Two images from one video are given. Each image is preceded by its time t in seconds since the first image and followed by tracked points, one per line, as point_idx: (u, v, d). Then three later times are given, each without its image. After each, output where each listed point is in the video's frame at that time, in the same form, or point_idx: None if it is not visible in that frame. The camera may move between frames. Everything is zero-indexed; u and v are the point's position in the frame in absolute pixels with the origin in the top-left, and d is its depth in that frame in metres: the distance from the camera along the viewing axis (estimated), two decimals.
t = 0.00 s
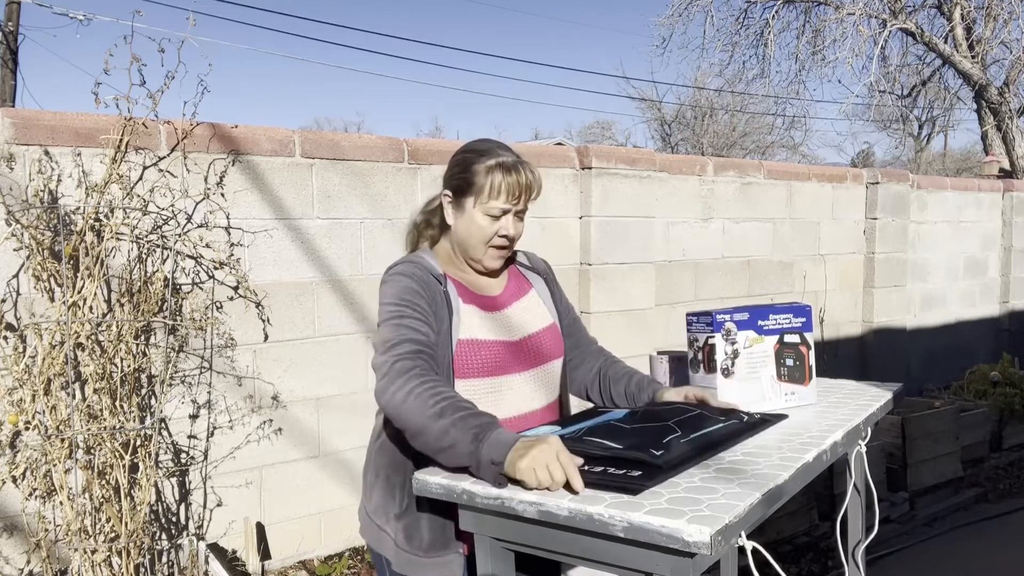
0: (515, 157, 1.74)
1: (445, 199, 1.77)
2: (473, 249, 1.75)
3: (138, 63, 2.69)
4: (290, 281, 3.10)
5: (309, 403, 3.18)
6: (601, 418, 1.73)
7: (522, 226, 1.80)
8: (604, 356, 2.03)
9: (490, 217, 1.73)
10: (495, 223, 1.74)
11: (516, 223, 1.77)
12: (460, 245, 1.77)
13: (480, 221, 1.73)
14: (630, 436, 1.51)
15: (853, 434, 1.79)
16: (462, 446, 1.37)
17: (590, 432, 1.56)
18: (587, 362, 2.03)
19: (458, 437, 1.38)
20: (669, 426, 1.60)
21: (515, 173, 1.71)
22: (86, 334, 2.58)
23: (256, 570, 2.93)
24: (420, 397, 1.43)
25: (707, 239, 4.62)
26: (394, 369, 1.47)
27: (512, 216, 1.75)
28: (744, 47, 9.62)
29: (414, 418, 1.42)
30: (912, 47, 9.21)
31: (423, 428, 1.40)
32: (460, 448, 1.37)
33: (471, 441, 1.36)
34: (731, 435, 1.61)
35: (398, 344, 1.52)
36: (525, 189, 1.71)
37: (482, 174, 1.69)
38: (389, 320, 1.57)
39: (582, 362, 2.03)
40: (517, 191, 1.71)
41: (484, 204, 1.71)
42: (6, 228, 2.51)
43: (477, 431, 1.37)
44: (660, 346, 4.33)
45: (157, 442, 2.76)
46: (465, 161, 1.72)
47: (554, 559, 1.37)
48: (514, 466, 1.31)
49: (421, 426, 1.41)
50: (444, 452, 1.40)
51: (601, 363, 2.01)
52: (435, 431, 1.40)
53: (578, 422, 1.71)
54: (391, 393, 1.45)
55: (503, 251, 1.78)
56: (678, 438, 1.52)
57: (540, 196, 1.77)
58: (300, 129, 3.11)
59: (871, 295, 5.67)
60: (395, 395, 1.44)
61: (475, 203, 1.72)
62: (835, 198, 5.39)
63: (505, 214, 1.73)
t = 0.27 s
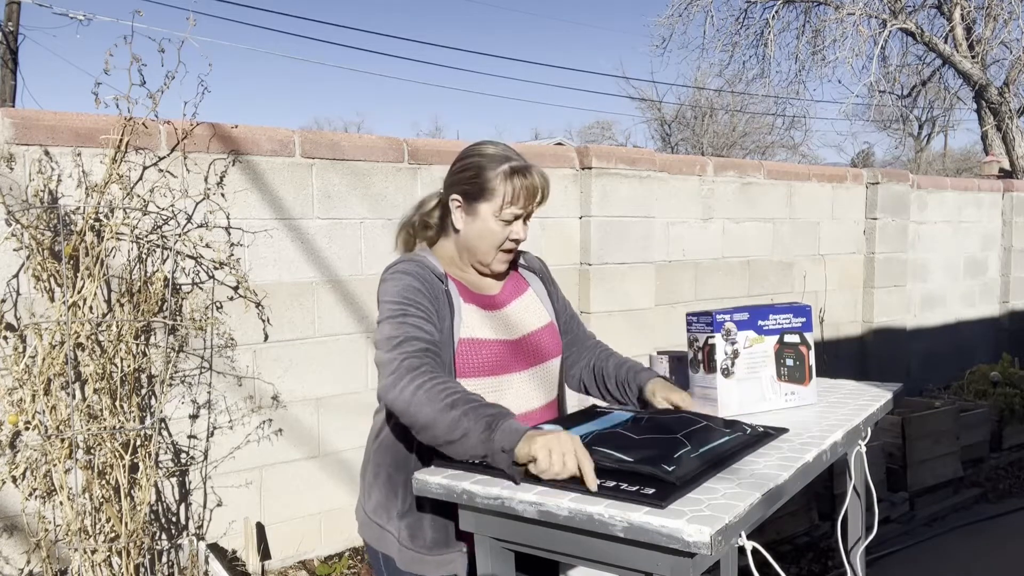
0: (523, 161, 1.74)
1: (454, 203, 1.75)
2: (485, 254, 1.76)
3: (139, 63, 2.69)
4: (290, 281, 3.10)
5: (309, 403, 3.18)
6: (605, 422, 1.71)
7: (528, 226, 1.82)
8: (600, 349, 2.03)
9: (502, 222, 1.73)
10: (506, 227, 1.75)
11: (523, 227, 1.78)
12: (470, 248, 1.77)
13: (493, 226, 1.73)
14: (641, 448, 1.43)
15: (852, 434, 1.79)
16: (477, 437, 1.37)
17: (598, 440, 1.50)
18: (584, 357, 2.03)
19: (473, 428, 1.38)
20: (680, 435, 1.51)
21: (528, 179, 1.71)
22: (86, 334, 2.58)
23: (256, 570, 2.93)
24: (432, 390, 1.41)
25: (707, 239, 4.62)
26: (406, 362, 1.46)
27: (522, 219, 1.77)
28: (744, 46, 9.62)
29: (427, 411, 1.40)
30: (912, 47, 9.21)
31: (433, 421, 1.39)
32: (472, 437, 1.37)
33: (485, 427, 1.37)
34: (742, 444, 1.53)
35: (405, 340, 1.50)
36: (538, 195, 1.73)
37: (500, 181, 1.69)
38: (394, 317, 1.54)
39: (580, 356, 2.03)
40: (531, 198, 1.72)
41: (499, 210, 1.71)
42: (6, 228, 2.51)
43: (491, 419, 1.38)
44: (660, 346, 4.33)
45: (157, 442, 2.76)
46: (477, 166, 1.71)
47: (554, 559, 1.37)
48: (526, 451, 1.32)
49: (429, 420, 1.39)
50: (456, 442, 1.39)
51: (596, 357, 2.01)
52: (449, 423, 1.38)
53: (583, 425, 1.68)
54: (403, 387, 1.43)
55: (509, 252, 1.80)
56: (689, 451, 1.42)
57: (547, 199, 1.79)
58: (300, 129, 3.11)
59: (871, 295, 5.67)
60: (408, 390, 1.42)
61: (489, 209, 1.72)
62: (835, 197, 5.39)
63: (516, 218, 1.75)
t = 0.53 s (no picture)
0: (529, 159, 1.75)
1: (462, 203, 1.74)
2: (496, 252, 1.76)
3: (139, 63, 2.69)
4: (290, 281, 3.10)
5: (309, 403, 3.18)
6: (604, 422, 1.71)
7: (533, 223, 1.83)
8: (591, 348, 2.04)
9: (512, 219, 1.74)
10: (516, 225, 1.75)
11: (530, 224, 1.79)
12: (479, 247, 1.76)
13: (503, 224, 1.73)
14: (642, 448, 1.43)
15: (852, 434, 1.79)
16: (514, 394, 1.42)
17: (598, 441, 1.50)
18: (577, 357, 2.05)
19: (506, 392, 1.42)
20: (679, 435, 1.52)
21: (536, 176, 1.72)
22: (86, 334, 2.58)
23: (256, 570, 2.93)
24: (454, 375, 1.44)
25: (707, 239, 4.62)
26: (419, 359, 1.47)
27: (529, 216, 1.77)
28: (744, 46, 9.62)
29: (453, 397, 1.42)
30: (912, 47, 9.21)
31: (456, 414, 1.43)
32: (507, 401, 1.42)
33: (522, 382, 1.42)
34: (742, 443, 1.53)
35: (412, 344, 1.51)
36: (547, 192, 1.74)
37: (510, 178, 1.69)
38: (399, 320, 1.55)
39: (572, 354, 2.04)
40: (541, 195, 1.72)
41: (509, 207, 1.72)
42: (6, 228, 2.51)
43: (518, 377, 1.42)
44: (660, 346, 4.33)
45: (157, 442, 2.76)
46: (486, 165, 1.71)
47: (553, 559, 1.37)
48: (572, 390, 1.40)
49: (455, 410, 1.42)
50: (491, 413, 1.42)
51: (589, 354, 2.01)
52: (480, 394, 1.42)
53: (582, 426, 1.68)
54: (421, 382, 1.44)
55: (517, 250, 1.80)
56: (689, 451, 1.42)
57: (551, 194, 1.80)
58: (300, 129, 3.11)
59: (871, 295, 5.67)
60: (427, 383, 1.43)
61: (499, 207, 1.72)
62: (835, 197, 5.39)
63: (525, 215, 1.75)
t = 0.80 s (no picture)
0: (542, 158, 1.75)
1: (475, 202, 1.73)
2: (509, 249, 1.74)
3: (139, 63, 2.69)
4: (289, 281, 3.10)
5: (309, 403, 3.18)
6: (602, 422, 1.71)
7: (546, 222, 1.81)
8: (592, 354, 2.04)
9: (525, 216, 1.72)
10: (530, 222, 1.73)
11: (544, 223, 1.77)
12: (493, 246, 1.75)
13: (516, 221, 1.72)
14: (642, 448, 1.43)
15: (852, 434, 1.79)
16: (647, 396, 1.52)
17: (599, 440, 1.50)
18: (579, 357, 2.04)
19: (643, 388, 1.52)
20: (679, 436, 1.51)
21: (549, 172, 1.71)
22: (86, 334, 2.58)
23: (256, 570, 2.93)
24: (594, 376, 1.51)
25: (707, 239, 4.62)
26: (549, 361, 1.50)
27: (543, 215, 1.75)
28: (744, 47, 9.62)
29: (597, 396, 1.51)
30: (912, 47, 9.21)
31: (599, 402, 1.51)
32: (646, 399, 1.52)
33: (658, 378, 1.54)
34: (742, 443, 1.52)
35: (511, 335, 1.51)
36: (559, 190, 1.72)
37: (521, 175, 1.68)
38: (483, 316, 1.53)
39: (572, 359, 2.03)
40: (554, 191, 1.70)
41: (522, 204, 1.70)
42: (6, 228, 2.51)
43: (655, 383, 1.53)
44: (660, 347, 4.33)
45: (157, 442, 2.76)
46: (498, 164, 1.71)
47: (553, 558, 1.37)
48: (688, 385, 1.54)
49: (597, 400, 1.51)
50: (626, 407, 1.53)
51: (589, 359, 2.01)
52: (625, 393, 1.51)
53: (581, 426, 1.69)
54: (565, 386, 1.50)
55: (531, 249, 1.78)
56: (689, 451, 1.42)
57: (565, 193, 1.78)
58: (300, 129, 3.11)
59: (871, 295, 5.67)
60: (567, 386, 1.50)
61: (511, 204, 1.70)
62: (835, 198, 5.39)
63: (539, 212, 1.74)
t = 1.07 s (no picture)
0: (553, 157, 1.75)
1: (486, 201, 1.74)
2: (519, 249, 1.74)
3: (138, 63, 2.69)
4: (289, 281, 3.10)
5: (309, 403, 3.18)
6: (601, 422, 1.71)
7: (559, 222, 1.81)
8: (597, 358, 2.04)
9: (536, 216, 1.72)
10: (541, 222, 1.73)
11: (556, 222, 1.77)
12: (504, 245, 1.75)
13: (527, 221, 1.72)
14: (642, 448, 1.43)
15: (852, 434, 1.79)
16: (679, 387, 1.55)
17: (598, 441, 1.50)
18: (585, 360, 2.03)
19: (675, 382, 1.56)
20: (680, 435, 1.51)
21: (559, 172, 1.71)
22: (86, 334, 2.58)
23: (256, 570, 2.93)
24: (628, 365, 1.52)
25: (707, 239, 4.62)
26: (583, 349, 1.51)
27: (554, 214, 1.75)
28: (744, 47, 9.62)
29: (631, 385, 1.52)
30: (912, 47, 9.21)
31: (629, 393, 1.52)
32: (672, 390, 1.55)
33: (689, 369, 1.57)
34: (742, 443, 1.53)
35: (541, 329, 1.52)
36: (570, 189, 1.72)
37: (532, 175, 1.68)
38: (512, 310, 1.53)
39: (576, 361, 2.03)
40: (564, 191, 1.70)
41: (532, 204, 1.70)
42: (6, 228, 2.51)
43: (686, 373, 1.57)
44: (660, 347, 4.33)
45: (157, 442, 2.76)
46: (509, 163, 1.71)
47: (554, 559, 1.37)
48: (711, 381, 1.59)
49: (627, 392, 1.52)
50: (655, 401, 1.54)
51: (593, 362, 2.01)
52: (658, 383, 1.54)
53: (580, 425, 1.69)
54: (600, 375, 1.50)
55: (543, 249, 1.78)
56: (689, 451, 1.42)
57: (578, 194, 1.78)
58: (300, 129, 3.11)
59: (871, 295, 5.67)
60: (600, 380, 1.51)
61: (522, 204, 1.71)
62: (835, 198, 5.39)
63: (550, 212, 1.73)
